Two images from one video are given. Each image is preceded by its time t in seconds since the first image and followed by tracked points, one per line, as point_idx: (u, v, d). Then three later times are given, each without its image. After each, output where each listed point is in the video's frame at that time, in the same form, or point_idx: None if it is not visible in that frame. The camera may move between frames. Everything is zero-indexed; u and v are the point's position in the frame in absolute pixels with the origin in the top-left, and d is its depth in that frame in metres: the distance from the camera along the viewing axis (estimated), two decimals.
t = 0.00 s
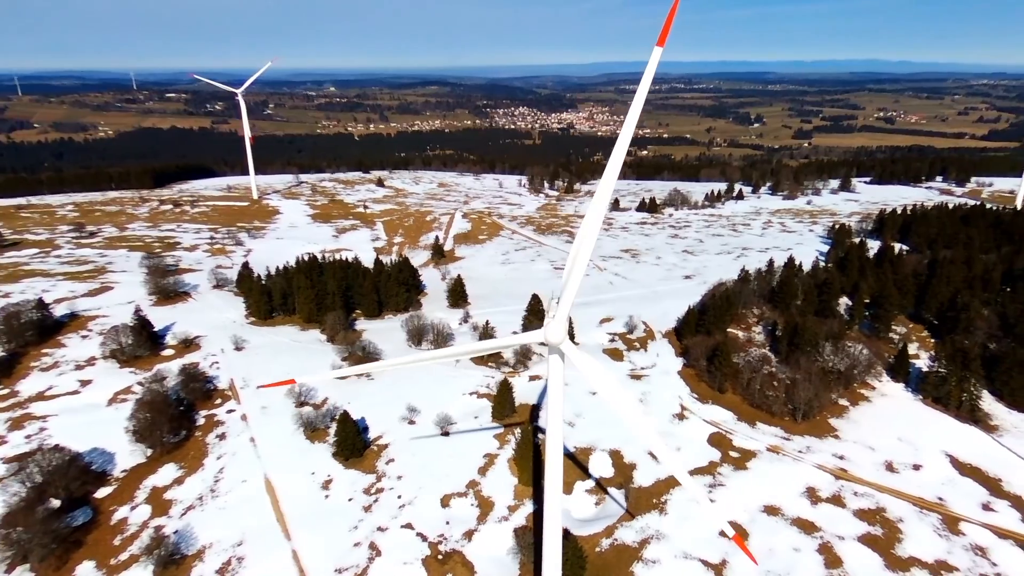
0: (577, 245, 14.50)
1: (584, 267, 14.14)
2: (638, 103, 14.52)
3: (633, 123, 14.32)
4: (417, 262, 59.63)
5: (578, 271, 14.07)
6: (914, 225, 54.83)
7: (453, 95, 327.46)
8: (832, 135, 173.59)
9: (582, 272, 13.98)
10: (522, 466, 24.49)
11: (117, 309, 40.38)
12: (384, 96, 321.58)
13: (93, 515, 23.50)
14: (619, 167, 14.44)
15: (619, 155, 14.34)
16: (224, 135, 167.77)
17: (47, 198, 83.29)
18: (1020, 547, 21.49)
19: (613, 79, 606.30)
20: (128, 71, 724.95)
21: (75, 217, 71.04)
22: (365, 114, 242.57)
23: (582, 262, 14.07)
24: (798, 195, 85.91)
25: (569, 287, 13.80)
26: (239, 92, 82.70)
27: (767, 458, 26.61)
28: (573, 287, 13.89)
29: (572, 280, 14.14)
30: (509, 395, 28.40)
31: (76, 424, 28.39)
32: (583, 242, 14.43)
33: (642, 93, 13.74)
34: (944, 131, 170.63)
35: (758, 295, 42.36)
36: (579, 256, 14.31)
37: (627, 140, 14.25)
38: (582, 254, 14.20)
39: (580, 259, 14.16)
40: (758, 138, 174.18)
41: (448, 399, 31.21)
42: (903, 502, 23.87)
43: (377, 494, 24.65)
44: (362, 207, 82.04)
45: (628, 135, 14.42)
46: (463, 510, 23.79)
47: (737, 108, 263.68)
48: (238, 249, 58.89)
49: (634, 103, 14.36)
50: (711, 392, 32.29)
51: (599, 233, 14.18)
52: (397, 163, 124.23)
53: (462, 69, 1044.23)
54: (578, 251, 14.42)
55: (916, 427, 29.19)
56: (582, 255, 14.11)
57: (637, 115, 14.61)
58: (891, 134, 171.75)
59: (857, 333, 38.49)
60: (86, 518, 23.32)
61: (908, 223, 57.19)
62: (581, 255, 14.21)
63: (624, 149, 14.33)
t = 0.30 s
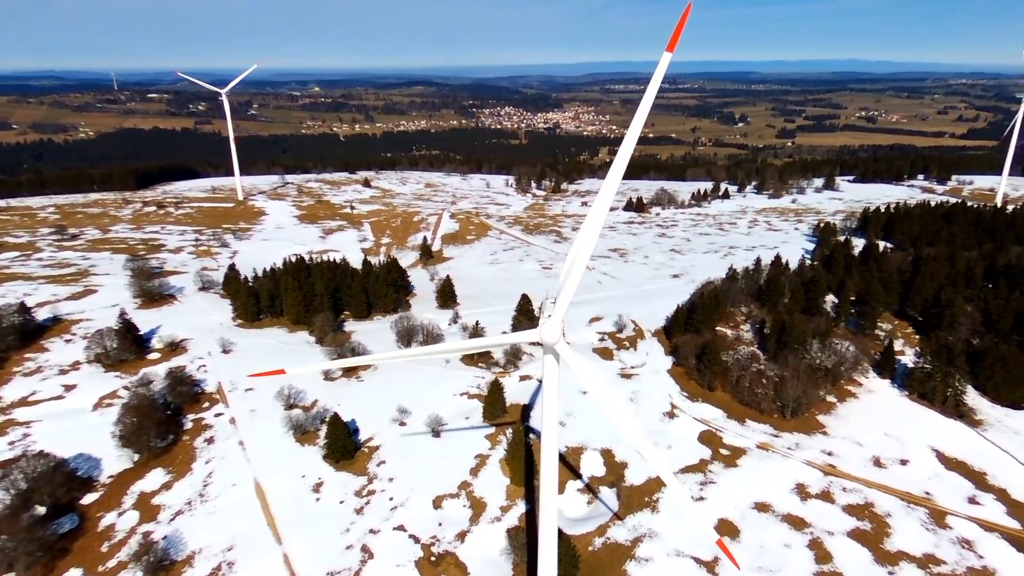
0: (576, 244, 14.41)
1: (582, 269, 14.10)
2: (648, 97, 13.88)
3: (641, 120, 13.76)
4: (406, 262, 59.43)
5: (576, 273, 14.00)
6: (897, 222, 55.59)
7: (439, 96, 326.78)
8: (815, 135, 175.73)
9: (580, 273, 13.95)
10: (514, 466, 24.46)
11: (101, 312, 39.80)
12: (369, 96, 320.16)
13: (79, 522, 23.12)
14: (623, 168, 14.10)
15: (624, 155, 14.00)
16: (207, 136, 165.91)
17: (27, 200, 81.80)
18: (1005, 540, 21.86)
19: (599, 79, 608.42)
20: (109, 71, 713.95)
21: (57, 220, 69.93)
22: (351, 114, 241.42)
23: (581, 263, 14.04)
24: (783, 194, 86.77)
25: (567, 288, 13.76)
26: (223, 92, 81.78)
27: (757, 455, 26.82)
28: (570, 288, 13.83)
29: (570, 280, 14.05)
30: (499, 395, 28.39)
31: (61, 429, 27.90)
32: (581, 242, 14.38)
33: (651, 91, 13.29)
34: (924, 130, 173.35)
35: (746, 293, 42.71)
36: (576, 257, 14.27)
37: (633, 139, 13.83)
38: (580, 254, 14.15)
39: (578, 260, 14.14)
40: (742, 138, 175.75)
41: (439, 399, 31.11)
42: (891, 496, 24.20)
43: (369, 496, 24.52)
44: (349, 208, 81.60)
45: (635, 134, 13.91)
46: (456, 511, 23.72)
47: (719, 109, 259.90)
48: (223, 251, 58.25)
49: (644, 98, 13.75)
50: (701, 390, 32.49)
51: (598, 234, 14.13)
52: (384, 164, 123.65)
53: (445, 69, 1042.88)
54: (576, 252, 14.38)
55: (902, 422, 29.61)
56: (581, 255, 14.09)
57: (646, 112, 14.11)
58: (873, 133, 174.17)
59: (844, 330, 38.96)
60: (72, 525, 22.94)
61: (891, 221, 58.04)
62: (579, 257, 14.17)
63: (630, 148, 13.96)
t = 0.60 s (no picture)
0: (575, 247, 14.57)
1: (580, 270, 14.12)
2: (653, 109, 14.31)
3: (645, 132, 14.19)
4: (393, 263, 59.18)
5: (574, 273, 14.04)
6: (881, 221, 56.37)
7: (425, 96, 325.67)
8: (798, 134, 177.56)
9: (578, 274, 13.98)
10: (506, 466, 24.44)
11: (84, 315, 39.16)
12: (354, 96, 318.30)
13: (65, 529, 22.73)
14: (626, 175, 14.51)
15: (625, 166, 14.44)
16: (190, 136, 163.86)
17: (6, 202, 80.26)
18: (991, 533, 22.25)
19: (586, 79, 608.55)
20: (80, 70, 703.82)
21: (37, 222, 68.68)
22: (336, 115, 239.85)
23: (579, 266, 14.14)
24: (768, 193, 87.61)
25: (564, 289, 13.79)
26: (206, 91, 80.74)
27: (747, 452, 27.06)
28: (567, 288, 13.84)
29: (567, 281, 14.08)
30: (490, 396, 28.36)
31: (45, 436, 27.40)
32: (579, 245, 14.53)
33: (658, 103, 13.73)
34: (905, 130, 175.96)
35: (734, 291, 43.07)
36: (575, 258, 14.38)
37: (637, 146, 14.29)
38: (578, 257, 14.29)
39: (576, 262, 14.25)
40: (727, 137, 177.28)
41: (429, 400, 31.01)
42: (879, 491, 24.53)
43: (360, 499, 24.38)
44: (336, 208, 81.06)
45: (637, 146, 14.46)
46: (448, 512, 23.65)
47: (706, 109, 264.26)
48: (208, 252, 57.60)
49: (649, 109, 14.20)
50: (690, 388, 32.72)
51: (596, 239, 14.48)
52: (370, 164, 122.94)
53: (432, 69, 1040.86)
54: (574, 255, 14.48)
55: (889, 418, 30.03)
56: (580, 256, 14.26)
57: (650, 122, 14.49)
58: (855, 132, 176.38)
59: (830, 328, 39.43)
60: (58, 532, 22.53)
61: (874, 219, 58.87)
62: (578, 259, 14.25)
63: (633, 154, 14.41)
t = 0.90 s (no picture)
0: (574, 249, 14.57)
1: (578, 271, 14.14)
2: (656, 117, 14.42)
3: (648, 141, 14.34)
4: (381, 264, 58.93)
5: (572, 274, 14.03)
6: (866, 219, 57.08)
7: (411, 96, 324.50)
8: (782, 134, 179.41)
9: (575, 276, 13.94)
10: (498, 467, 24.37)
11: (67, 319, 38.51)
12: (338, 96, 316.72)
13: (51, 536, 22.36)
14: (627, 183, 14.63)
15: (627, 172, 14.59)
16: (172, 137, 161.83)
17: None
18: (977, 526, 22.62)
19: (572, 79, 610.92)
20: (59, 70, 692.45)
21: (16, 225, 67.44)
22: (321, 115, 238.19)
23: (576, 268, 14.13)
24: (753, 191, 88.39)
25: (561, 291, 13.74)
26: (190, 92, 79.77)
27: (737, 449, 27.30)
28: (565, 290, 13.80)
29: (564, 282, 14.02)
30: (481, 396, 28.30)
31: (29, 442, 26.91)
32: (578, 247, 14.54)
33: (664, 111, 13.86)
34: (886, 129, 178.54)
35: (721, 290, 43.36)
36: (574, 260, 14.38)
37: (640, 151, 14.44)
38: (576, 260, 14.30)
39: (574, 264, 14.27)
40: (712, 137, 178.73)
41: (419, 402, 30.88)
42: (867, 487, 24.84)
43: (351, 501, 24.23)
44: (322, 209, 80.54)
45: (640, 154, 14.64)
46: (440, 514, 23.58)
47: (686, 108, 262.98)
48: (193, 255, 56.94)
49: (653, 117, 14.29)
50: (680, 387, 32.91)
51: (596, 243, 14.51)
52: (357, 164, 122.25)
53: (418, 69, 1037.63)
54: (572, 256, 14.49)
55: (875, 414, 30.43)
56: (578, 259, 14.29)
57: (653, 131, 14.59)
58: (837, 131, 178.42)
59: (817, 325, 39.87)
60: (44, 540, 22.16)
61: (858, 218, 59.67)
62: (576, 262, 14.26)
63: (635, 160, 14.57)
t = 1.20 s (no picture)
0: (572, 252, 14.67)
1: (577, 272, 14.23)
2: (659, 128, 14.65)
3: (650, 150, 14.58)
4: (368, 265, 58.65)
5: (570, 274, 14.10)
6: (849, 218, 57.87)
7: (395, 96, 323.22)
8: (764, 133, 181.52)
9: (572, 278, 13.98)
10: (488, 468, 24.34)
11: (48, 323, 37.81)
12: (322, 97, 314.81)
13: (35, 545, 21.95)
14: (627, 188, 14.84)
15: (628, 177, 14.78)
16: (153, 138, 159.41)
17: None
18: (961, 520, 23.02)
19: (558, 78, 611.95)
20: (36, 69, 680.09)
21: None
22: (304, 115, 236.41)
23: (573, 271, 14.21)
24: (738, 190, 89.24)
25: (557, 292, 13.78)
26: (172, 92, 78.74)
27: (726, 447, 27.54)
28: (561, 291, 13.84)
29: (560, 284, 14.04)
30: (471, 397, 28.29)
31: (11, 448, 26.39)
32: (576, 250, 14.60)
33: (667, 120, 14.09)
34: (866, 128, 181.29)
35: (709, 289, 43.70)
36: (571, 262, 14.48)
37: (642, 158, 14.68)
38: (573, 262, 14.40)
39: (570, 267, 14.36)
40: (695, 137, 180.29)
41: (408, 403, 30.75)
42: (854, 483, 25.19)
43: (342, 504, 24.06)
44: (308, 210, 79.99)
45: (641, 161, 14.86)
46: (431, 515, 23.50)
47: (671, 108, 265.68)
48: (177, 257, 56.21)
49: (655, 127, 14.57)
50: (669, 385, 33.15)
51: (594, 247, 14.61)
52: (342, 164, 121.54)
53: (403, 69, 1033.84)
54: (571, 258, 14.54)
55: (861, 411, 30.85)
56: (576, 261, 14.40)
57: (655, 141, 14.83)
58: (819, 131, 180.78)
59: (803, 323, 40.35)
60: (27, 548, 21.73)
61: (842, 216, 60.51)
62: (573, 265, 14.33)
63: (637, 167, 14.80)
